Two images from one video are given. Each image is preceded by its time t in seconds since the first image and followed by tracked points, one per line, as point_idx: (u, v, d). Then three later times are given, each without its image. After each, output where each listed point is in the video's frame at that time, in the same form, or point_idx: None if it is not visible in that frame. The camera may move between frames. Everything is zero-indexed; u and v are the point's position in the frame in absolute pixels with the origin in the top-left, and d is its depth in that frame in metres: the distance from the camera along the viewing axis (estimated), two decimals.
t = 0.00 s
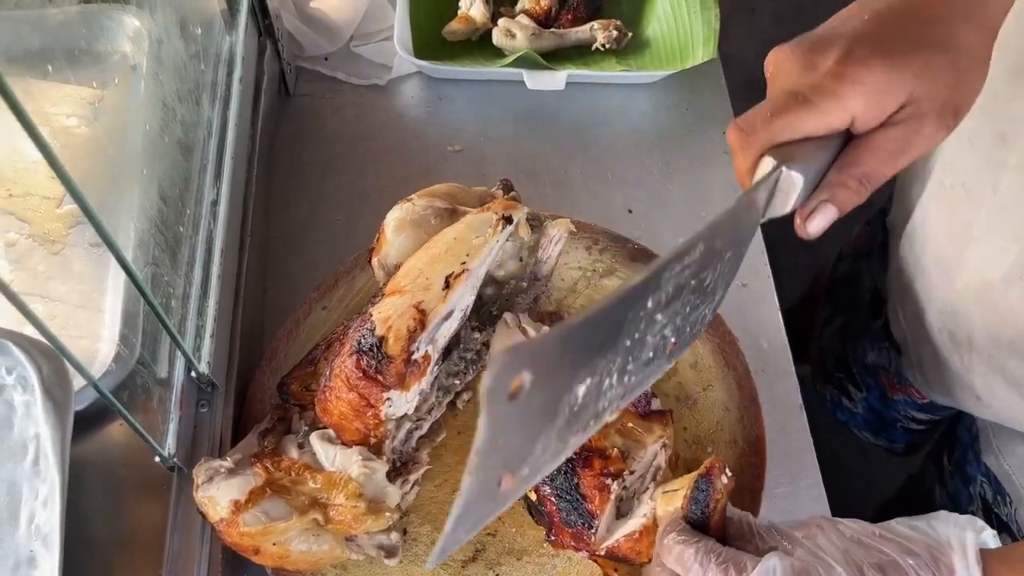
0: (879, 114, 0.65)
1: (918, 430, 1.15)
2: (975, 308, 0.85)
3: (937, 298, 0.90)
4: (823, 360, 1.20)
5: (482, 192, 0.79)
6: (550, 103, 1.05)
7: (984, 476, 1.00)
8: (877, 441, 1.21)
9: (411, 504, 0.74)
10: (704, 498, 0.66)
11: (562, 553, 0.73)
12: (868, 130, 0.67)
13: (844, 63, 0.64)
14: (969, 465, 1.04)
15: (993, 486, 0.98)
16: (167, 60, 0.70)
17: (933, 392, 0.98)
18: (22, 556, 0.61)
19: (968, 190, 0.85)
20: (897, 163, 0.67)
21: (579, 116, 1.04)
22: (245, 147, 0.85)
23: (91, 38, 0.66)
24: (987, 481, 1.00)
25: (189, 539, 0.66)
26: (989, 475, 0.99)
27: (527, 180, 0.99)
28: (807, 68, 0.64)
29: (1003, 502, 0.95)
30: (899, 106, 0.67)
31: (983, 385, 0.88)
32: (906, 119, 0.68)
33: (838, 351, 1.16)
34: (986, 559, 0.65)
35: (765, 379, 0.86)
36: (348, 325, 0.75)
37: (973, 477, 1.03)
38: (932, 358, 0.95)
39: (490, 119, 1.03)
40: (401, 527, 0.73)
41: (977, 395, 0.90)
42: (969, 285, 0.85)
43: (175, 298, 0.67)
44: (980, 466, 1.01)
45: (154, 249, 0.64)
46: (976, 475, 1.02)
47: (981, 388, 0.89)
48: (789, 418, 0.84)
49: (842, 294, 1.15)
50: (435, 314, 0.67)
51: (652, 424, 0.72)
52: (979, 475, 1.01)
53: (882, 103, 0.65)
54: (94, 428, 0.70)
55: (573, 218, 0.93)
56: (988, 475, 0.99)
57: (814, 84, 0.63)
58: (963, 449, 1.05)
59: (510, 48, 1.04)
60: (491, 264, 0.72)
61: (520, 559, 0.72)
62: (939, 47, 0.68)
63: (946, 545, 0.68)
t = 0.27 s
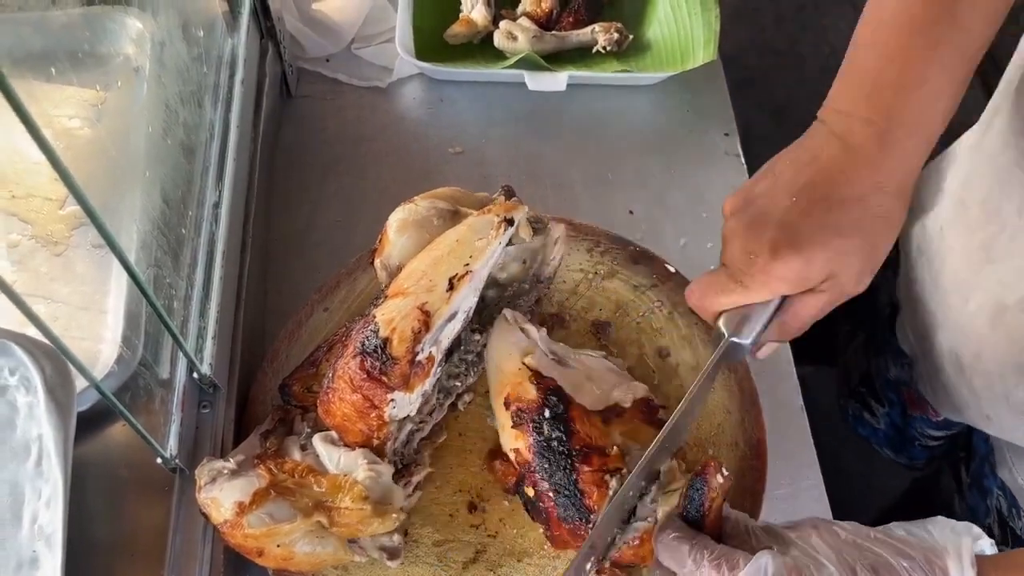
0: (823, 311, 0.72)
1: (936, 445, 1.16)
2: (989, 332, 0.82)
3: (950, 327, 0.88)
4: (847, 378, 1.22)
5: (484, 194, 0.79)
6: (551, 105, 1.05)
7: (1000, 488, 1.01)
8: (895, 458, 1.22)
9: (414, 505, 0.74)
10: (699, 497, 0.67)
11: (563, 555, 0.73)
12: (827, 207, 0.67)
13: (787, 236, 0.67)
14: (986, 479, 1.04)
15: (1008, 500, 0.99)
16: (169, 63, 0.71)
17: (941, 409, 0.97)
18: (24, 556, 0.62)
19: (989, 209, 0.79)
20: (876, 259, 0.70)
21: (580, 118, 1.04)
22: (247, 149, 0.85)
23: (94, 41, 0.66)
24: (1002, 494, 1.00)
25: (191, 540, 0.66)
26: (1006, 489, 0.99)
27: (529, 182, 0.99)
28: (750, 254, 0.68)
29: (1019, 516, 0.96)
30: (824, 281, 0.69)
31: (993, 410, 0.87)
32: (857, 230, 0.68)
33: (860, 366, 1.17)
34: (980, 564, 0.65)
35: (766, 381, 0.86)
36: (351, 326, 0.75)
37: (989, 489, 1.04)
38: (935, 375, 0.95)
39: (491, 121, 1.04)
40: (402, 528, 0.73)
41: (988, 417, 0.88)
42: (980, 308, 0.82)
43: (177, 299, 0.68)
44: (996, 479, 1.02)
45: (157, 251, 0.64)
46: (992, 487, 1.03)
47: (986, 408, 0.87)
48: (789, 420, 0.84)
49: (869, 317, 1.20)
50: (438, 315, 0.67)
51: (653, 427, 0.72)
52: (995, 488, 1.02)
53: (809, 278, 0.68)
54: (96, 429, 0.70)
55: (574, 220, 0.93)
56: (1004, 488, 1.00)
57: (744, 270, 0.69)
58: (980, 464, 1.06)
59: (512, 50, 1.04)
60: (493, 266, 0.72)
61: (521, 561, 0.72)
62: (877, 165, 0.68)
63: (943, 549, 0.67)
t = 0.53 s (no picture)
0: (865, 239, 0.67)
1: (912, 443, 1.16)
2: (977, 330, 0.87)
3: (935, 323, 0.93)
4: (822, 376, 1.22)
5: (487, 196, 0.79)
6: (552, 106, 1.05)
7: (979, 487, 1.03)
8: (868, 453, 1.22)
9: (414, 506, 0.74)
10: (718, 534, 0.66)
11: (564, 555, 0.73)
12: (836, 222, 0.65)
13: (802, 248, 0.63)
14: (965, 478, 1.06)
15: (988, 498, 1.00)
16: (172, 64, 0.71)
17: (924, 406, 0.99)
18: (26, 556, 0.62)
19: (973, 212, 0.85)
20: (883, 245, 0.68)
21: (581, 119, 1.05)
22: (249, 150, 0.85)
23: (97, 42, 0.66)
24: (980, 492, 1.02)
25: (193, 540, 0.66)
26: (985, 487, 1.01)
27: (530, 182, 0.99)
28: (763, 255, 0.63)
29: (998, 513, 0.98)
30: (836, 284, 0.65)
31: (979, 408, 0.91)
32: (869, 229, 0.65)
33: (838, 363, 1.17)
34: None
35: (767, 381, 0.86)
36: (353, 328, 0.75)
37: (968, 487, 1.05)
38: (921, 369, 0.97)
39: (492, 122, 1.04)
40: (403, 529, 0.73)
41: (972, 415, 0.93)
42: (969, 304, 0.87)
43: (180, 300, 0.68)
44: (975, 478, 1.04)
45: (159, 251, 0.65)
46: (970, 486, 1.05)
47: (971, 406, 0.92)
48: (790, 420, 0.84)
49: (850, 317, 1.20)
50: (442, 319, 0.67)
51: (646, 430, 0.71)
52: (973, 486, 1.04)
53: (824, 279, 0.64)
54: (99, 430, 0.70)
55: (575, 221, 0.93)
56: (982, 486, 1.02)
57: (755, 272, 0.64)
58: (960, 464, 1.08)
59: (513, 51, 1.04)
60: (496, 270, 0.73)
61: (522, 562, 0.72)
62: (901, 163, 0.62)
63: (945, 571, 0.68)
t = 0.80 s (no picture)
0: (802, 313, 0.69)
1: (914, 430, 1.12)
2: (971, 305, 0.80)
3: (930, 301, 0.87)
4: (818, 360, 1.19)
5: (486, 196, 0.79)
6: (555, 107, 1.05)
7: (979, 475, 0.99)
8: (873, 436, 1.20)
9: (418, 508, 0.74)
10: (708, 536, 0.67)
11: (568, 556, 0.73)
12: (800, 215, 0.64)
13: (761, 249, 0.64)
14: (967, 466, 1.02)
15: (988, 485, 0.96)
16: (176, 64, 0.71)
17: (923, 389, 0.94)
18: (30, 557, 0.62)
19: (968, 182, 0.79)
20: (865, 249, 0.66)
21: (584, 120, 1.04)
22: (252, 150, 0.85)
23: (101, 42, 0.66)
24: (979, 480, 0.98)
25: (197, 541, 0.66)
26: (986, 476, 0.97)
27: (533, 183, 0.99)
28: (722, 251, 0.66)
29: (998, 502, 0.93)
30: (803, 282, 0.65)
31: (969, 385, 0.85)
32: (837, 228, 0.63)
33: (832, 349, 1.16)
34: None
35: (770, 382, 0.86)
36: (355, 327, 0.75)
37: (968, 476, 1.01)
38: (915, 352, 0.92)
39: (495, 123, 1.04)
40: (406, 530, 0.73)
41: (963, 390, 0.87)
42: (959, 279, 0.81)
43: (184, 301, 0.68)
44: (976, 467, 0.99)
45: (163, 252, 0.65)
46: (970, 475, 1.01)
47: (962, 381, 0.86)
48: (794, 421, 0.84)
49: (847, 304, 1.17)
50: (439, 317, 0.67)
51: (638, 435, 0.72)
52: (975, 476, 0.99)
53: (786, 278, 0.64)
54: (103, 430, 0.70)
55: (578, 221, 0.93)
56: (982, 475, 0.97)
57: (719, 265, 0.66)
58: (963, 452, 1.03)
59: (516, 51, 1.04)
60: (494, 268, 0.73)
61: (525, 562, 0.72)
62: (871, 153, 0.61)
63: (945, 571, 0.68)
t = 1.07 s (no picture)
0: (822, 228, 0.67)
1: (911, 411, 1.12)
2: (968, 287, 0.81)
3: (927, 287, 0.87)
4: (818, 344, 1.19)
5: (490, 197, 0.79)
6: (556, 107, 1.05)
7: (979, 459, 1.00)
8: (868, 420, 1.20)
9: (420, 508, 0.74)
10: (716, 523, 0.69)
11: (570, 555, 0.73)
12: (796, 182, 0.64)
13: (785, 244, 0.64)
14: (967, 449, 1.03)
15: (988, 467, 0.98)
16: (178, 64, 0.71)
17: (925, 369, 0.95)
18: (32, 557, 0.62)
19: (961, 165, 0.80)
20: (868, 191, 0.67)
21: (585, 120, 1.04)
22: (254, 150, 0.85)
23: (103, 42, 0.67)
24: (980, 463, 0.99)
25: (199, 541, 0.66)
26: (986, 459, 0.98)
27: (534, 183, 0.99)
28: (736, 157, 0.60)
29: (999, 482, 0.96)
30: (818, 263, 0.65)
31: (974, 364, 0.85)
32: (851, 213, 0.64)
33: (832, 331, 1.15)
34: None
35: (771, 382, 0.86)
36: (357, 328, 0.75)
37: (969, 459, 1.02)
38: (917, 334, 0.93)
39: (496, 123, 1.04)
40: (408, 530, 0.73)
41: (968, 371, 0.87)
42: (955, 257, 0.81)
43: (185, 301, 0.68)
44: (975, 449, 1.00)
45: (165, 252, 0.65)
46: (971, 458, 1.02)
47: (968, 362, 0.86)
48: (795, 422, 0.83)
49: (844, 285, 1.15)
50: (443, 318, 0.67)
51: (637, 429, 0.70)
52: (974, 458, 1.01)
53: (804, 180, 0.61)
54: (104, 430, 0.70)
55: (579, 222, 0.93)
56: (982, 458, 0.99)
57: (731, 168, 0.61)
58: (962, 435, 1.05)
59: (517, 51, 1.04)
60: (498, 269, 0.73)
61: (527, 562, 0.72)
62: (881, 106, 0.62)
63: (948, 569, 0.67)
